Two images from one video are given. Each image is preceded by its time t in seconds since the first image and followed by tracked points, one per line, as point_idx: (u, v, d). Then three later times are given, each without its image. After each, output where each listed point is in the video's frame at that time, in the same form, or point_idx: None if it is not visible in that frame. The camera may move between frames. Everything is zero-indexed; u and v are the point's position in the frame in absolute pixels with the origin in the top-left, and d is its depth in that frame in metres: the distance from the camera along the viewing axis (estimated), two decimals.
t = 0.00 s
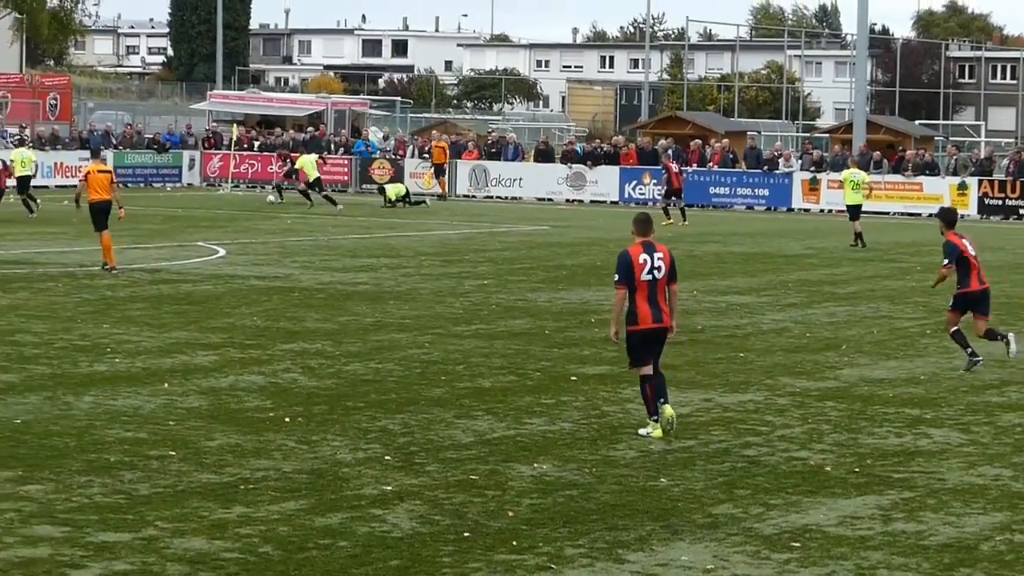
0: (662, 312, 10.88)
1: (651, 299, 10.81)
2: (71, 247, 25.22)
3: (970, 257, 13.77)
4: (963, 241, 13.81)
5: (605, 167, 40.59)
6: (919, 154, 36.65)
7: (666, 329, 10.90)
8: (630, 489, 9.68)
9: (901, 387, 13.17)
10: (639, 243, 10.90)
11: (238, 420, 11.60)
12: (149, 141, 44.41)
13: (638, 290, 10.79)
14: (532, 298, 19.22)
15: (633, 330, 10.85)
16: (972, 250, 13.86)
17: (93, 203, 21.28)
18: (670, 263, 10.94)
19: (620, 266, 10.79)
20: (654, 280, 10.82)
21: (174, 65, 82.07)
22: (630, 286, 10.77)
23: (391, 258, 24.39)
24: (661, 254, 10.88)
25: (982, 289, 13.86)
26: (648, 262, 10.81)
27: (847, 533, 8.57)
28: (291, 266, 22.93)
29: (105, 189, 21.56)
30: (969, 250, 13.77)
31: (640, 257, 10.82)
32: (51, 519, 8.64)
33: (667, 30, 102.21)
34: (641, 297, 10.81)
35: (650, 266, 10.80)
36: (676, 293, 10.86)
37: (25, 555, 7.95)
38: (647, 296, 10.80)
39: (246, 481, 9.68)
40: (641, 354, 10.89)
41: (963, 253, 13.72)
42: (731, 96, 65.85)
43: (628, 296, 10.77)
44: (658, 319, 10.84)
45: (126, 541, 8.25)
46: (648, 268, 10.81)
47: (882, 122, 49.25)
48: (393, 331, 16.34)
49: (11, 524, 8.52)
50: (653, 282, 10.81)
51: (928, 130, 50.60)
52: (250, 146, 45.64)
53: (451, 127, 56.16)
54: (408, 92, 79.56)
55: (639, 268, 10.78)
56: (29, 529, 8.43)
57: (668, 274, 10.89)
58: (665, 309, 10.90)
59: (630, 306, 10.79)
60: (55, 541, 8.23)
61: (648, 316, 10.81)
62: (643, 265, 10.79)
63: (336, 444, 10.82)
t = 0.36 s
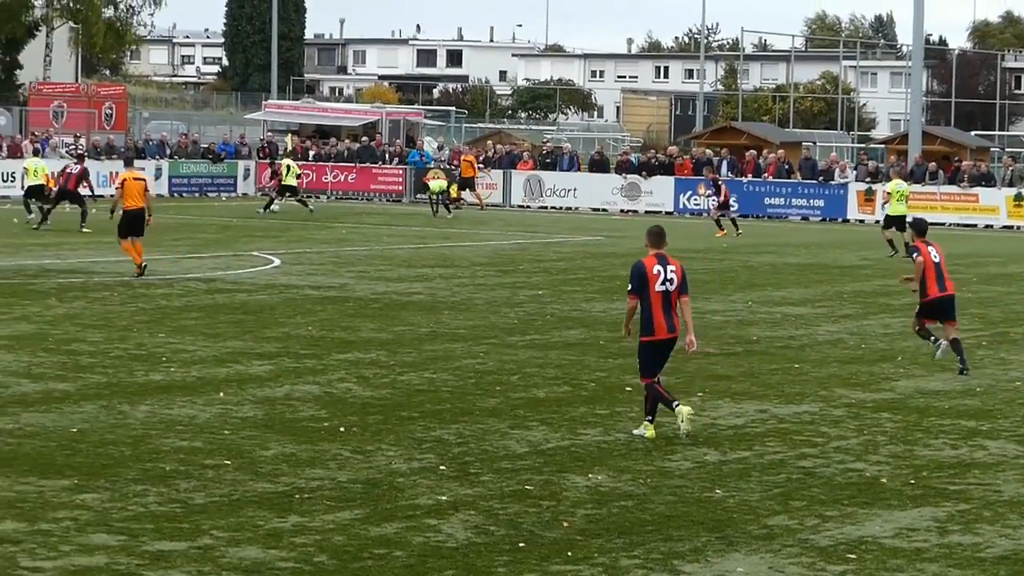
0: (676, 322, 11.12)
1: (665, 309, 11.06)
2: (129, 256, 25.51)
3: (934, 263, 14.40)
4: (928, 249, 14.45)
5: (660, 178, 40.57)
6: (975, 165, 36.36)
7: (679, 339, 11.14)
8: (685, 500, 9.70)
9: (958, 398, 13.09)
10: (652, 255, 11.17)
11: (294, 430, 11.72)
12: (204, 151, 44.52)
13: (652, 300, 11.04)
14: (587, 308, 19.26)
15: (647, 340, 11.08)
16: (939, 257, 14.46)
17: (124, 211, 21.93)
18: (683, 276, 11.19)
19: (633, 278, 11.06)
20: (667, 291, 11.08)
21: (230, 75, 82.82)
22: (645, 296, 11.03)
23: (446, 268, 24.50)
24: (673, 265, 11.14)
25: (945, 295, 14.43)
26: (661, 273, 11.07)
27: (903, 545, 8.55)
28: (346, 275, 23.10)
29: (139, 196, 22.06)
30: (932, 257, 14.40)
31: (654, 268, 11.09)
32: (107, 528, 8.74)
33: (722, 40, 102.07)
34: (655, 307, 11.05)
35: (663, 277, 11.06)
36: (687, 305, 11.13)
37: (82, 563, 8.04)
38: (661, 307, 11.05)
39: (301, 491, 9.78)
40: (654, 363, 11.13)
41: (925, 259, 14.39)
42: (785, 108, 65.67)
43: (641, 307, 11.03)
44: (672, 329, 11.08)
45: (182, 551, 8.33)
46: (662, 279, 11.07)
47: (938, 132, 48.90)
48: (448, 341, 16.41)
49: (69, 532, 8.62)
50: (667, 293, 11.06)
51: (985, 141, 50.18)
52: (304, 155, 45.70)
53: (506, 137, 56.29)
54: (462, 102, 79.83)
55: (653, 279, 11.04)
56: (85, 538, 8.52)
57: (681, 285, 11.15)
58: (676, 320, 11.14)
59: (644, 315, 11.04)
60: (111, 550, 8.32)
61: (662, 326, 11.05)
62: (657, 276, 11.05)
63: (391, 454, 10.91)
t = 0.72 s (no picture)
0: (703, 326, 11.32)
1: (695, 314, 11.24)
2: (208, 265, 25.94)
3: (900, 256, 15.51)
4: (898, 241, 15.56)
5: (736, 186, 40.49)
6: None
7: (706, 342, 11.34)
8: (763, 508, 9.72)
9: None
10: (685, 258, 11.26)
11: (371, 438, 11.88)
12: (280, 160, 45.23)
13: (685, 304, 11.19)
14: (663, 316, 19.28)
15: (675, 343, 11.27)
16: (910, 250, 15.55)
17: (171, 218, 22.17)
18: (712, 279, 11.35)
19: (669, 282, 11.13)
20: (699, 295, 11.23)
21: (306, 84, 83.79)
22: (679, 301, 11.15)
23: (522, 276, 24.62)
24: (704, 270, 11.29)
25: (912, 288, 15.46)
26: (694, 278, 11.21)
27: (982, 554, 8.54)
28: (422, 284, 23.30)
29: (187, 207, 22.34)
30: (899, 250, 15.53)
31: (687, 273, 11.22)
32: (186, 535, 8.86)
33: (797, 48, 101.65)
34: (686, 312, 11.21)
35: (696, 282, 11.20)
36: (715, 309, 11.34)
37: (162, 570, 8.17)
38: (692, 311, 11.22)
39: (378, 498, 9.91)
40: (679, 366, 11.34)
41: (890, 251, 15.54)
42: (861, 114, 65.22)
43: (673, 312, 11.17)
44: (700, 333, 11.28)
45: (259, 558, 8.43)
46: (694, 284, 11.21)
47: (1016, 139, 48.30)
48: (524, 349, 16.54)
49: (148, 539, 8.74)
50: (698, 298, 11.22)
51: None
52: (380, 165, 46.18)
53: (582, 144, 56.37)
54: (537, 111, 80.04)
55: (687, 284, 11.17)
56: (163, 545, 8.63)
57: (711, 290, 11.32)
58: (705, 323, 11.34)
59: (675, 319, 11.19)
60: (189, 557, 8.42)
61: (690, 330, 11.24)
62: (690, 281, 11.18)
63: (468, 462, 11.04)
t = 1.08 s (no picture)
0: (718, 325, 11.68)
1: (709, 312, 11.61)
2: (271, 273, 26.21)
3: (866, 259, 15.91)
4: (863, 242, 15.97)
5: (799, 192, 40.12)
6: None
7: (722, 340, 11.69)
8: (825, 516, 9.74)
9: None
10: (696, 260, 11.68)
11: (433, 446, 12.00)
12: (342, 167, 45.56)
13: (698, 304, 11.58)
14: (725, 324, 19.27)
15: (691, 342, 11.62)
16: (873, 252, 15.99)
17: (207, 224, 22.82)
18: (725, 279, 11.73)
19: (681, 282, 11.54)
20: (712, 295, 11.62)
21: (367, 92, 84.32)
22: (692, 300, 11.55)
23: (583, 284, 24.66)
24: (717, 270, 11.68)
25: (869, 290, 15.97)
26: (707, 277, 11.59)
27: None
28: (484, 292, 23.41)
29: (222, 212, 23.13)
30: (865, 251, 15.92)
31: (699, 273, 11.61)
32: (248, 543, 8.97)
33: (860, 55, 100.94)
34: (700, 310, 11.59)
35: (709, 281, 11.59)
36: (729, 307, 11.70)
37: None
38: (705, 310, 11.60)
39: (440, 506, 10.02)
40: (697, 364, 11.66)
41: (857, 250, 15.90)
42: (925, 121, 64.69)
43: (687, 310, 11.56)
44: (714, 331, 11.63)
45: (322, 565, 8.53)
46: (707, 283, 11.60)
47: None
48: (585, 357, 16.60)
49: (210, 547, 8.86)
50: (711, 297, 11.60)
51: None
52: (441, 172, 46.41)
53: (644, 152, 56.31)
54: (599, 118, 80.01)
55: (699, 284, 11.56)
56: (226, 552, 8.76)
57: (724, 289, 11.70)
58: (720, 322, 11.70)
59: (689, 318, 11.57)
60: (252, 564, 8.53)
61: (706, 328, 11.60)
62: (703, 281, 11.57)
63: (530, 470, 11.13)
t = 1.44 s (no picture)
0: (694, 324, 12.05)
1: (685, 312, 11.99)
2: (294, 278, 26.28)
3: (792, 257, 16.90)
4: (793, 240, 16.88)
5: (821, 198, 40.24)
6: None
7: (696, 339, 12.08)
8: (848, 521, 9.75)
9: None
10: (674, 259, 12.02)
11: (455, 450, 12.03)
12: (365, 171, 45.58)
13: (675, 303, 11.95)
14: (747, 328, 19.25)
15: (666, 340, 12.01)
16: (802, 251, 16.93)
17: (206, 226, 23.05)
18: (702, 280, 12.10)
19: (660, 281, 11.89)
20: (689, 295, 11.98)
21: (391, 97, 84.46)
22: (670, 299, 11.92)
23: (606, 289, 24.67)
24: (695, 270, 12.04)
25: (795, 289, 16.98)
26: (685, 278, 11.95)
27: None
28: (507, 296, 23.44)
29: (221, 214, 23.30)
30: (792, 250, 16.91)
31: (678, 273, 11.96)
32: (270, 547, 9.02)
33: (884, 59, 100.69)
34: (676, 309, 11.96)
35: (686, 281, 11.94)
36: (705, 307, 12.05)
37: None
38: (682, 310, 11.98)
39: (462, 510, 10.06)
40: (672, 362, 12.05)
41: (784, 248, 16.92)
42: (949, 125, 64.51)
43: (664, 309, 11.93)
44: (690, 330, 12.02)
45: (344, 570, 8.58)
46: (684, 283, 11.95)
47: None
48: (607, 361, 16.62)
49: (232, 551, 8.91)
50: (688, 297, 11.97)
51: None
52: (463, 177, 46.47)
53: (667, 157, 56.29)
54: (622, 122, 80.00)
55: (678, 283, 11.92)
56: (248, 556, 8.81)
57: (701, 290, 12.06)
58: (696, 321, 12.07)
59: (667, 317, 11.94)
60: (274, 569, 8.58)
61: (681, 328, 11.97)
62: (681, 280, 11.92)
63: (552, 474, 11.16)
